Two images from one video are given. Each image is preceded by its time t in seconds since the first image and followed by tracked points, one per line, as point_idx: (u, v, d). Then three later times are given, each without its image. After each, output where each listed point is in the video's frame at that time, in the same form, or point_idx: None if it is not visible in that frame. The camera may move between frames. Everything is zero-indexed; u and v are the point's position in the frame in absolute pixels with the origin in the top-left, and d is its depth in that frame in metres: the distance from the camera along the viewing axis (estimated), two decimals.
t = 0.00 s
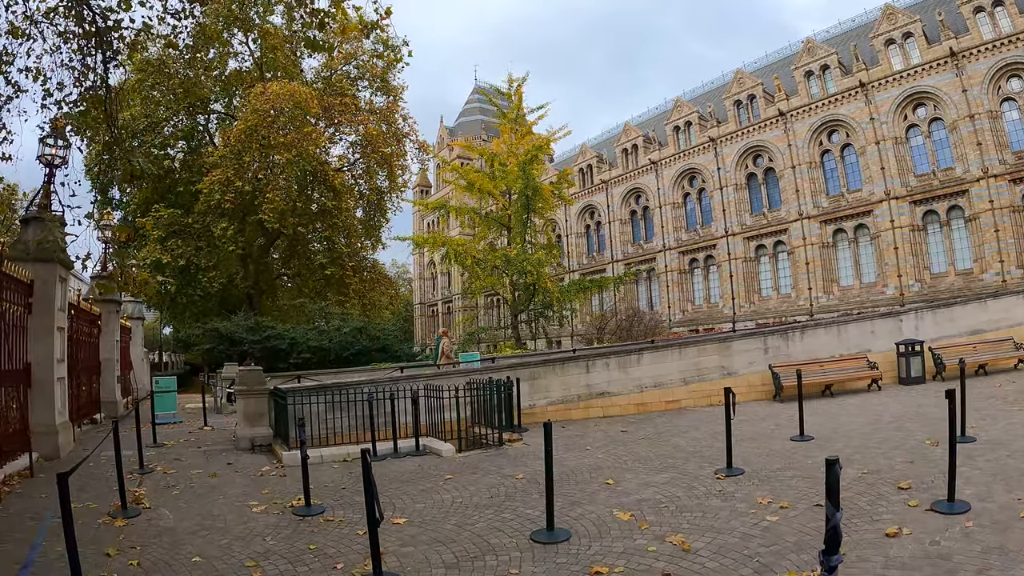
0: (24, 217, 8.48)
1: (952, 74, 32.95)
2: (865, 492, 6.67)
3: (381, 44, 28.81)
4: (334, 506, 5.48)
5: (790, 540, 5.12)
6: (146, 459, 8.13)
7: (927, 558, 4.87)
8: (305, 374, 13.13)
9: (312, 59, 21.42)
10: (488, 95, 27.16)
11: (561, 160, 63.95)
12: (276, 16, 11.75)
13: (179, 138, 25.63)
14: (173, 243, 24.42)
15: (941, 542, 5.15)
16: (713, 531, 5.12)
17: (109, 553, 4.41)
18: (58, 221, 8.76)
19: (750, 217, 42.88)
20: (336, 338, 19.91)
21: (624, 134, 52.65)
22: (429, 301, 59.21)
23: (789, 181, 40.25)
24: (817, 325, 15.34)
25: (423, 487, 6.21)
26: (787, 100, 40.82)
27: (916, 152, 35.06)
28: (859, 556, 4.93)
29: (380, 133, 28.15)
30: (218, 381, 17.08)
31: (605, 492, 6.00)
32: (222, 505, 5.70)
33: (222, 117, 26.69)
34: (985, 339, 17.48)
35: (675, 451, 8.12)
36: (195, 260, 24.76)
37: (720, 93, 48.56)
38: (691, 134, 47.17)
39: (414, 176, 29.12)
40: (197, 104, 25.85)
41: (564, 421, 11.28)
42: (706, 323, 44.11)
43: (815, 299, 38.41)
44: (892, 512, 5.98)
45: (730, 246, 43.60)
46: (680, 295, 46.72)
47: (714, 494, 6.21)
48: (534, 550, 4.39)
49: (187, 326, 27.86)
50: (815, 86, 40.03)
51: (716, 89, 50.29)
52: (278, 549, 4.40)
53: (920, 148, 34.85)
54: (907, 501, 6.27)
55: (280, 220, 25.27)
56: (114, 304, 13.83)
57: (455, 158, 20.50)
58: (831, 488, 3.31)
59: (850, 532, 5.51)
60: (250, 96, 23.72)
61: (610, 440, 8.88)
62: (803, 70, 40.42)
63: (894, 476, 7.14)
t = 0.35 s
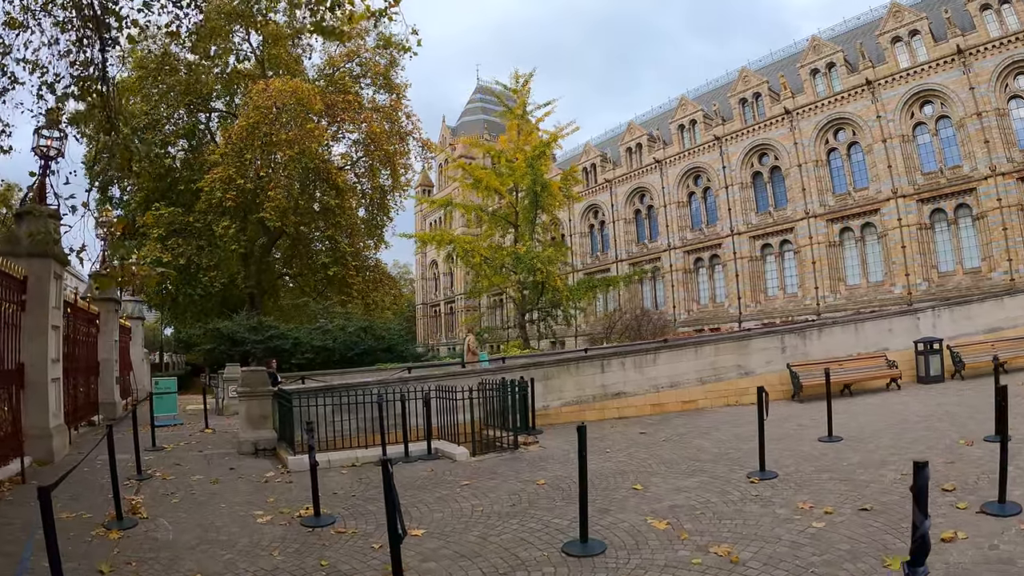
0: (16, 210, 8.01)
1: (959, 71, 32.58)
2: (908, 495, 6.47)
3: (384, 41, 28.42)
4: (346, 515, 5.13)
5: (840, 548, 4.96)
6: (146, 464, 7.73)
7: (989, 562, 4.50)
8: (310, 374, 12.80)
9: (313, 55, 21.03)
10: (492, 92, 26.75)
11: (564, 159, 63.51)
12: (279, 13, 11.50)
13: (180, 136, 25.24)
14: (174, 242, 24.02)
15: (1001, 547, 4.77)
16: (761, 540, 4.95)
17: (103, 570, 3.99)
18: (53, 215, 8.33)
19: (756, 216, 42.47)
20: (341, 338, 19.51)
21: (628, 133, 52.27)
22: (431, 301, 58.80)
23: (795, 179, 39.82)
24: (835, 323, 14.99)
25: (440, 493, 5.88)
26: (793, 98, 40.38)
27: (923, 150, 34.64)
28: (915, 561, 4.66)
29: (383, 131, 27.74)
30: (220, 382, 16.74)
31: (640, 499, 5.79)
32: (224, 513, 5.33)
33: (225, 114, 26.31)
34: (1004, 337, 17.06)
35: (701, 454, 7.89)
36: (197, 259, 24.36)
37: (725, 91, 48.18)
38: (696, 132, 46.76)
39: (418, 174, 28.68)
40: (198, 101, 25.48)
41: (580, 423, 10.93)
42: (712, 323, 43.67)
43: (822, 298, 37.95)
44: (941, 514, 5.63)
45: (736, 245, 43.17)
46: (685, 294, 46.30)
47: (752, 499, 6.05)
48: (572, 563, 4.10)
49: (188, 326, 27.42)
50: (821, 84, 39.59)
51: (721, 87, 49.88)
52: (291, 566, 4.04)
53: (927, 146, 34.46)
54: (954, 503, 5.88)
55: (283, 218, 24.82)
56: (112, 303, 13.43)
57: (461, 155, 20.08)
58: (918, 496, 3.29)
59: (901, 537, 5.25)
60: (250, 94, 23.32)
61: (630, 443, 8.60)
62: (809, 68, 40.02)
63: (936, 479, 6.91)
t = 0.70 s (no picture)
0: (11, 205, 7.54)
1: (967, 70, 32.19)
2: (956, 501, 6.12)
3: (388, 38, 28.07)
4: (363, 531, 4.77)
5: (898, 559, 4.67)
6: (146, 472, 7.36)
7: None
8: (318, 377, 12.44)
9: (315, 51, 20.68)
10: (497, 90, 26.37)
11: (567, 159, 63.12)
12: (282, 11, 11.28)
13: (181, 135, 24.90)
14: (176, 242, 23.66)
15: None
16: (812, 553, 4.68)
17: None
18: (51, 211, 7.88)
19: (762, 215, 42.07)
20: (346, 339, 19.13)
21: (632, 133, 51.90)
22: (434, 301, 58.47)
23: (802, 178, 39.40)
24: (853, 322, 14.61)
25: (461, 504, 5.53)
26: (799, 97, 39.98)
27: (930, 149, 34.18)
28: (982, 572, 4.33)
29: (386, 130, 27.35)
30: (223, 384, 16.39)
31: (676, 509, 5.49)
32: (231, 528, 4.96)
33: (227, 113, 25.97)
34: None
35: (730, 458, 7.59)
36: (198, 258, 24.00)
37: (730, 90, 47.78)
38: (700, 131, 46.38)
39: (422, 173, 28.26)
40: (200, 99, 25.15)
41: (597, 425, 10.60)
42: (718, 323, 43.28)
43: (829, 298, 37.54)
44: (997, 524, 5.30)
45: (741, 245, 42.77)
46: (690, 294, 45.91)
47: (794, 508, 5.79)
48: None
49: (190, 327, 27.06)
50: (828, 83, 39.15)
51: (726, 86, 49.49)
52: None
53: (935, 145, 34.02)
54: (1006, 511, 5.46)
55: (286, 219, 24.44)
56: (112, 304, 13.06)
57: (467, 153, 19.68)
58: (1018, 509, 2.95)
59: (960, 546, 4.92)
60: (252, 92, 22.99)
61: (653, 448, 8.28)
62: (814, 66, 39.61)
63: (982, 484, 6.59)
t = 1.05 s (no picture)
0: None
1: (974, 67, 31.78)
2: (1007, 502, 5.80)
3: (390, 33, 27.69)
4: (375, 543, 4.40)
5: (960, 564, 4.40)
6: (141, 476, 6.96)
7: None
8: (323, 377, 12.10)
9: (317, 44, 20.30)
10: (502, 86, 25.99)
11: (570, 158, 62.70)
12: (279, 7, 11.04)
13: (181, 132, 24.50)
14: (176, 240, 23.27)
15: None
16: (867, 561, 4.49)
17: None
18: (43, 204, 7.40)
19: (767, 214, 41.65)
20: (351, 338, 18.74)
21: (636, 131, 51.48)
22: (436, 301, 58.10)
23: (807, 176, 38.93)
24: (872, 319, 14.23)
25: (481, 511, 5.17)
26: (804, 95, 39.56)
27: (937, 146, 33.75)
28: None
29: (389, 127, 26.93)
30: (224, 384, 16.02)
31: (714, 515, 5.30)
32: (231, 539, 4.57)
33: (228, 110, 25.60)
34: None
35: (761, 460, 7.47)
36: (199, 257, 23.59)
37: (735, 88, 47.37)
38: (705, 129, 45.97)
39: (425, 171, 27.83)
40: (200, 95, 24.72)
41: (614, 425, 10.26)
42: (723, 323, 42.87)
43: (835, 297, 37.10)
44: None
45: (746, 243, 42.35)
46: (695, 293, 45.51)
47: (837, 511, 5.73)
48: None
49: (190, 327, 26.65)
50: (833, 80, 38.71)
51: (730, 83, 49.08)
52: None
53: (941, 143, 33.61)
54: None
55: (288, 217, 24.05)
56: (110, 301, 12.68)
57: (472, 148, 19.26)
58: None
59: (1022, 548, 4.61)
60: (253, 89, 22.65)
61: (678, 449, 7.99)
62: (820, 63, 39.13)
63: None
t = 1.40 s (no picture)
0: None
1: (980, 65, 31.38)
2: None
3: (393, 31, 27.32)
4: (390, 566, 4.02)
5: None
6: (135, 487, 6.58)
7: None
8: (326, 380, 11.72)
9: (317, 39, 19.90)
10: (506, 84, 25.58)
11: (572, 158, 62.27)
12: (278, 5, 10.73)
13: (181, 130, 24.11)
14: (175, 239, 22.85)
15: None
16: None
17: None
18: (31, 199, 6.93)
19: (772, 213, 41.22)
20: (354, 339, 18.32)
21: (639, 130, 51.08)
22: (438, 301, 57.72)
23: (813, 175, 38.50)
24: (890, 320, 13.84)
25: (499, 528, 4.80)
26: (809, 93, 39.12)
27: (944, 145, 33.34)
28: None
29: (391, 125, 26.54)
30: (223, 387, 15.64)
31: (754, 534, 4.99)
32: (230, 561, 4.20)
33: (229, 109, 25.25)
34: None
35: (791, 467, 7.25)
36: (198, 256, 23.16)
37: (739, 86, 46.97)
38: (709, 128, 45.54)
39: (428, 170, 27.40)
40: (200, 93, 24.30)
41: (630, 430, 9.87)
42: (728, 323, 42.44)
43: (841, 297, 36.64)
44: None
45: (751, 243, 41.93)
46: (699, 293, 45.09)
47: (884, 524, 5.38)
48: None
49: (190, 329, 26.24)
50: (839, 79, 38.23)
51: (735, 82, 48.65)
52: None
53: (948, 141, 33.21)
54: None
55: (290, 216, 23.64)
56: (105, 302, 12.28)
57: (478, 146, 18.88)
58: None
59: None
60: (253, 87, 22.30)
61: (701, 457, 7.64)
62: (825, 62, 38.61)
63: None
